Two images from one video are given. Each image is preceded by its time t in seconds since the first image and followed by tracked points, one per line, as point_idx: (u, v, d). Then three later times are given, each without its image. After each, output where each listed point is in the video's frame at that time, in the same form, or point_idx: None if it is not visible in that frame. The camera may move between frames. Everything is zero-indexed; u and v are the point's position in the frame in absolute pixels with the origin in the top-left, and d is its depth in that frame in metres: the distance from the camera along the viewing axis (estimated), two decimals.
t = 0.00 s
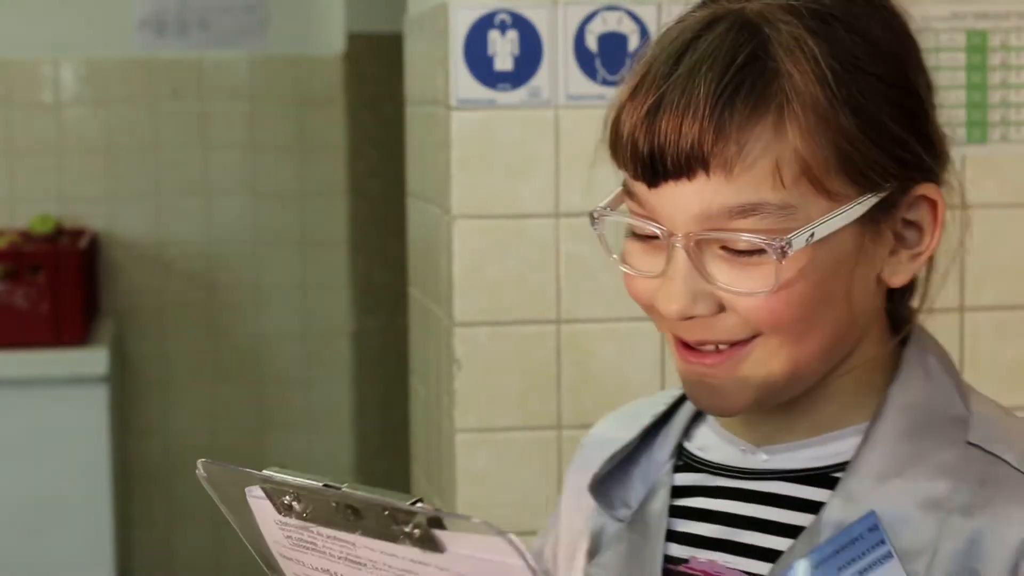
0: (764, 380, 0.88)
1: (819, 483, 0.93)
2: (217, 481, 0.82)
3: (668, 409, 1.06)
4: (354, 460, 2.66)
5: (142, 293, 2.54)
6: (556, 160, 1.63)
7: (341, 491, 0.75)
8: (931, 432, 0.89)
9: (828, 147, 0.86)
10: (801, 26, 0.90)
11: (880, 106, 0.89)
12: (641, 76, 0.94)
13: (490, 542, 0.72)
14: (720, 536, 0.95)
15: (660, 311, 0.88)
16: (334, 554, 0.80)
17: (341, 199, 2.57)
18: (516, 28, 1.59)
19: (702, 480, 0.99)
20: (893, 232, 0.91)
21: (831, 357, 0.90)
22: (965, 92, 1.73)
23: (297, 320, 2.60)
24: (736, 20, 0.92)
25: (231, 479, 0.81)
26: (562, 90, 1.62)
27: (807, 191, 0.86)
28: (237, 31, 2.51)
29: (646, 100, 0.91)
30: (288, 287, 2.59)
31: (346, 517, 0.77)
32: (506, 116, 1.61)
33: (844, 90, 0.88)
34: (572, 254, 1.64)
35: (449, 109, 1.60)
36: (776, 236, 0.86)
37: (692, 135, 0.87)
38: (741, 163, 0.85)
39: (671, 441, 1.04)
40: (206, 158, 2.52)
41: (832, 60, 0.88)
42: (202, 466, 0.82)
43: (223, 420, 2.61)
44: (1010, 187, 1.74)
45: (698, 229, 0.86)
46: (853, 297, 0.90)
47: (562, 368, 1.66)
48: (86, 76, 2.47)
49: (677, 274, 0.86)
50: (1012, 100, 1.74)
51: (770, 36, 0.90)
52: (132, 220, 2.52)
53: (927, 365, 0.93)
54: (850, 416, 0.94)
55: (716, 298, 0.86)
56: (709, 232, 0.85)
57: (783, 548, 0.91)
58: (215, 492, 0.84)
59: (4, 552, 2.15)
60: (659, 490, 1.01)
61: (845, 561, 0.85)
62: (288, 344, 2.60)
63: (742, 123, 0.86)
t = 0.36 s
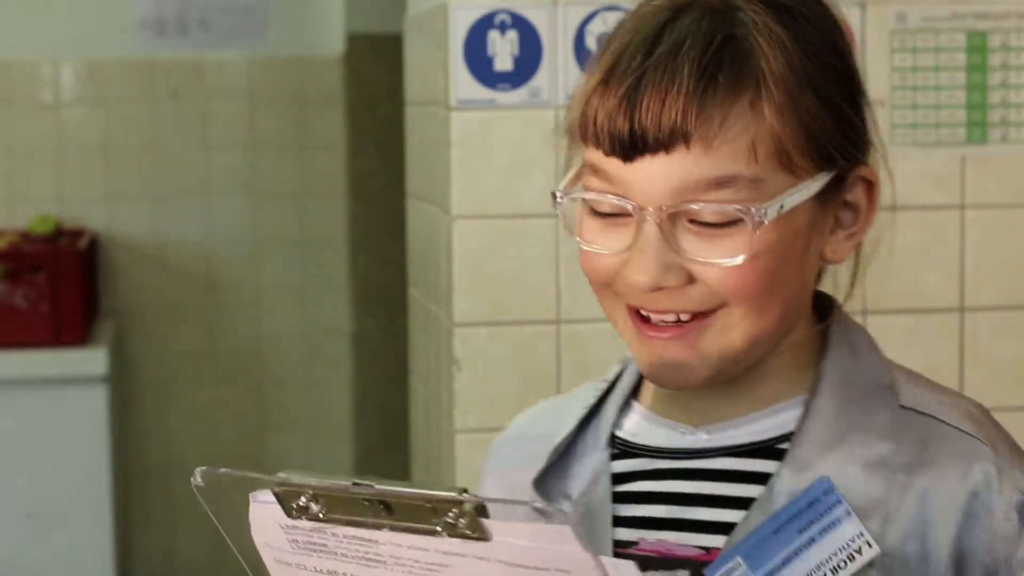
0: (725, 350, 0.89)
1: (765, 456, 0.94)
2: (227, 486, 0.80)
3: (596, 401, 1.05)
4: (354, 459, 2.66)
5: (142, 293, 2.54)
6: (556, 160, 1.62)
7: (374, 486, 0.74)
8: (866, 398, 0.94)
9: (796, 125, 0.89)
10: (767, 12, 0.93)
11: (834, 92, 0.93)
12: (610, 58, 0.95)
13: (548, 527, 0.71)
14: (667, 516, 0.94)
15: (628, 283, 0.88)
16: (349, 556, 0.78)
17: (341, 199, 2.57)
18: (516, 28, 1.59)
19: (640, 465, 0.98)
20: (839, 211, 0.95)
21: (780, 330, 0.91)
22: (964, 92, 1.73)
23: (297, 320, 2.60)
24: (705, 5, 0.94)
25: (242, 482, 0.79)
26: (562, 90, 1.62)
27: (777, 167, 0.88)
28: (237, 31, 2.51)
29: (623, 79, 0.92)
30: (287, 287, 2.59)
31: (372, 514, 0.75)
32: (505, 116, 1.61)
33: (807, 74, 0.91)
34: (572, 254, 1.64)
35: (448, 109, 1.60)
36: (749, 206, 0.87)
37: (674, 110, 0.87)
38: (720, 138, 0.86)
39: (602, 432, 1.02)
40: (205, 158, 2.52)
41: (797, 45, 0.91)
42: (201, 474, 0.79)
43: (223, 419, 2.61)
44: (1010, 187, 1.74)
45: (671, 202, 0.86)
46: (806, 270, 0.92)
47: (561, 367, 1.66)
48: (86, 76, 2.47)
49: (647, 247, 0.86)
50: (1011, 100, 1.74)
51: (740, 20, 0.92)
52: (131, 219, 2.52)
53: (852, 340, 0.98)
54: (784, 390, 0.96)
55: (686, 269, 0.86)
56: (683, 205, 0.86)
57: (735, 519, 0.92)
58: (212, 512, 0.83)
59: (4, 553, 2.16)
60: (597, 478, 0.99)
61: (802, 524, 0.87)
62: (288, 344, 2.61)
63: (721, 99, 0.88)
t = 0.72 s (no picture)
0: (703, 357, 0.89)
1: (740, 455, 0.96)
2: (259, 526, 0.77)
3: (562, 414, 1.04)
4: (354, 460, 2.66)
5: (142, 294, 2.54)
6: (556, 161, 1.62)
7: (426, 514, 0.75)
8: (839, 390, 0.96)
9: (757, 129, 0.90)
10: (719, 18, 0.94)
11: (784, 93, 0.95)
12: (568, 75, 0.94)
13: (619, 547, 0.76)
14: (657, 521, 0.95)
15: (608, 296, 0.88)
16: None
17: (340, 199, 2.57)
18: (516, 28, 1.59)
19: (617, 473, 0.99)
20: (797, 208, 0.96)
21: (749, 333, 0.93)
22: (964, 93, 1.73)
23: (296, 320, 2.60)
24: (659, 13, 0.94)
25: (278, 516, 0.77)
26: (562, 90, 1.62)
27: (743, 170, 0.90)
28: (236, 32, 2.51)
29: (589, 92, 0.91)
30: (287, 287, 2.59)
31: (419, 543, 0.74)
32: (505, 116, 1.61)
33: (762, 77, 0.92)
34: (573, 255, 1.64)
35: (448, 109, 1.61)
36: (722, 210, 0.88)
37: (646, 122, 0.87)
38: (692, 146, 0.87)
39: (574, 445, 1.02)
40: (205, 158, 2.52)
41: (750, 50, 0.93)
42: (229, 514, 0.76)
43: (223, 419, 2.61)
44: (1009, 188, 1.74)
45: (646, 211, 0.87)
46: (773, 271, 0.94)
47: (561, 368, 1.66)
48: (86, 76, 2.47)
49: (625, 258, 0.86)
50: (1011, 101, 1.74)
51: (697, 26, 0.93)
52: (131, 219, 2.52)
53: (814, 339, 0.99)
54: (752, 393, 0.98)
55: (667, 277, 0.87)
56: (658, 213, 0.86)
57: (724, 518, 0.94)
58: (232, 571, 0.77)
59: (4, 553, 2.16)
60: (579, 493, 0.99)
61: (793, 517, 0.90)
62: (288, 344, 2.61)
63: (690, 108, 0.88)
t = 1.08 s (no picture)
0: (721, 363, 0.91)
1: (748, 464, 0.99)
2: (281, 534, 0.74)
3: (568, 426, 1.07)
4: (354, 459, 2.66)
5: (143, 293, 2.54)
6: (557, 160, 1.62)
7: (458, 519, 0.71)
8: (846, 402, 1.00)
9: (744, 124, 0.93)
10: (689, 23, 0.96)
11: (762, 87, 0.97)
12: (551, 98, 0.96)
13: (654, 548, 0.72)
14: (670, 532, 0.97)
15: (626, 309, 0.89)
16: None
17: (341, 199, 2.57)
18: (516, 28, 1.59)
19: (626, 486, 1.01)
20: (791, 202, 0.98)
21: (760, 336, 0.94)
22: (964, 93, 1.73)
23: (297, 320, 2.60)
24: (630, 25, 0.96)
25: (301, 523, 0.74)
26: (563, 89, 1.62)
27: (737, 165, 0.92)
28: (236, 31, 2.51)
29: (576, 110, 0.93)
30: (288, 286, 2.59)
31: (451, 550, 0.71)
32: (505, 115, 1.60)
33: (738, 74, 0.95)
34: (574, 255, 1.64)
35: (448, 109, 1.60)
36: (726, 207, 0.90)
37: (638, 131, 0.89)
38: (687, 147, 0.89)
39: (579, 459, 1.05)
40: (206, 157, 2.52)
41: (723, 48, 0.95)
42: (250, 522, 0.74)
43: (222, 418, 2.61)
44: (1010, 188, 1.74)
45: (649, 221, 0.88)
46: (779, 266, 0.95)
47: (562, 368, 1.66)
48: (85, 76, 2.47)
49: (637, 271, 0.87)
50: (1010, 100, 1.74)
51: (670, 32, 0.95)
52: (131, 219, 2.52)
53: (817, 351, 1.03)
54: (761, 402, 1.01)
55: (681, 283, 0.88)
56: (662, 220, 0.88)
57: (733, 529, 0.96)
58: None
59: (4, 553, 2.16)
60: (584, 506, 1.02)
61: (806, 526, 0.93)
62: (289, 344, 2.61)
63: (678, 111, 0.90)
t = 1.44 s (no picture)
0: (735, 364, 0.89)
1: (766, 464, 0.95)
2: (275, 532, 0.73)
3: (584, 421, 1.03)
4: (354, 459, 2.66)
5: (143, 293, 2.55)
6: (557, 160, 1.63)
7: (449, 521, 0.69)
8: (864, 402, 0.94)
9: (770, 126, 0.91)
10: (721, 22, 0.94)
11: (791, 91, 0.95)
12: (577, 90, 0.94)
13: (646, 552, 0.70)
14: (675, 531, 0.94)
15: (638, 306, 0.88)
16: None
17: (341, 199, 2.57)
18: (516, 28, 1.60)
19: (638, 484, 0.98)
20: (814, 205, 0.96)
21: (778, 337, 0.92)
22: (964, 93, 1.74)
23: (298, 319, 2.61)
24: (661, 21, 0.95)
25: (296, 522, 0.73)
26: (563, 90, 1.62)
27: (761, 169, 0.90)
28: (237, 31, 2.51)
29: (601, 104, 0.91)
30: (288, 286, 2.59)
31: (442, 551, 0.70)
32: (505, 116, 1.61)
33: (769, 75, 0.93)
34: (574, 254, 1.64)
35: (448, 109, 1.61)
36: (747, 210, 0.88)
37: (663, 128, 0.87)
38: (711, 149, 0.87)
39: (594, 455, 1.01)
40: (206, 157, 2.53)
41: (755, 49, 0.94)
42: (247, 521, 0.72)
43: (223, 418, 2.61)
44: (1009, 188, 1.75)
45: (669, 219, 0.86)
46: (799, 270, 0.93)
47: (562, 367, 1.66)
48: (86, 76, 2.48)
49: (652, 269, 0.86)
50: (1010, 101, 1.75)
51: (700, 30, 0.93)
52: (132, 219, 2.52)
53: (839, 348, 0.98)
54: (779, 401, 0.97)
55: (696, 284, 0.86)
56: (681, 219, 0.86)
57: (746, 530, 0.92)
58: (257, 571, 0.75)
59: (4, 552, 2.16)
60: (596, 503, 0.98)
61: (818, 528, 0.87)
62: (289, 344, 2.61)
63: (704, 111, 0.88)
